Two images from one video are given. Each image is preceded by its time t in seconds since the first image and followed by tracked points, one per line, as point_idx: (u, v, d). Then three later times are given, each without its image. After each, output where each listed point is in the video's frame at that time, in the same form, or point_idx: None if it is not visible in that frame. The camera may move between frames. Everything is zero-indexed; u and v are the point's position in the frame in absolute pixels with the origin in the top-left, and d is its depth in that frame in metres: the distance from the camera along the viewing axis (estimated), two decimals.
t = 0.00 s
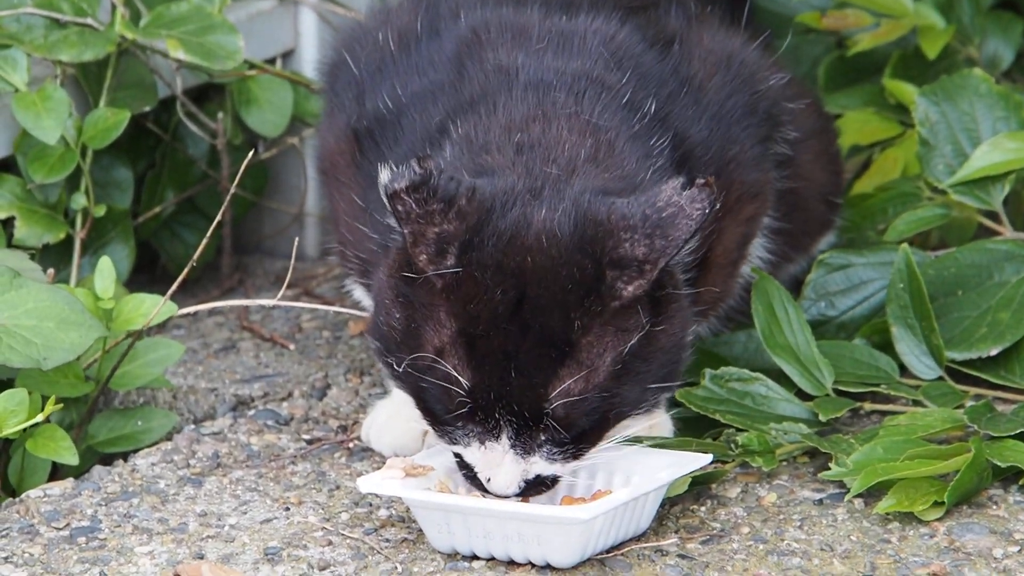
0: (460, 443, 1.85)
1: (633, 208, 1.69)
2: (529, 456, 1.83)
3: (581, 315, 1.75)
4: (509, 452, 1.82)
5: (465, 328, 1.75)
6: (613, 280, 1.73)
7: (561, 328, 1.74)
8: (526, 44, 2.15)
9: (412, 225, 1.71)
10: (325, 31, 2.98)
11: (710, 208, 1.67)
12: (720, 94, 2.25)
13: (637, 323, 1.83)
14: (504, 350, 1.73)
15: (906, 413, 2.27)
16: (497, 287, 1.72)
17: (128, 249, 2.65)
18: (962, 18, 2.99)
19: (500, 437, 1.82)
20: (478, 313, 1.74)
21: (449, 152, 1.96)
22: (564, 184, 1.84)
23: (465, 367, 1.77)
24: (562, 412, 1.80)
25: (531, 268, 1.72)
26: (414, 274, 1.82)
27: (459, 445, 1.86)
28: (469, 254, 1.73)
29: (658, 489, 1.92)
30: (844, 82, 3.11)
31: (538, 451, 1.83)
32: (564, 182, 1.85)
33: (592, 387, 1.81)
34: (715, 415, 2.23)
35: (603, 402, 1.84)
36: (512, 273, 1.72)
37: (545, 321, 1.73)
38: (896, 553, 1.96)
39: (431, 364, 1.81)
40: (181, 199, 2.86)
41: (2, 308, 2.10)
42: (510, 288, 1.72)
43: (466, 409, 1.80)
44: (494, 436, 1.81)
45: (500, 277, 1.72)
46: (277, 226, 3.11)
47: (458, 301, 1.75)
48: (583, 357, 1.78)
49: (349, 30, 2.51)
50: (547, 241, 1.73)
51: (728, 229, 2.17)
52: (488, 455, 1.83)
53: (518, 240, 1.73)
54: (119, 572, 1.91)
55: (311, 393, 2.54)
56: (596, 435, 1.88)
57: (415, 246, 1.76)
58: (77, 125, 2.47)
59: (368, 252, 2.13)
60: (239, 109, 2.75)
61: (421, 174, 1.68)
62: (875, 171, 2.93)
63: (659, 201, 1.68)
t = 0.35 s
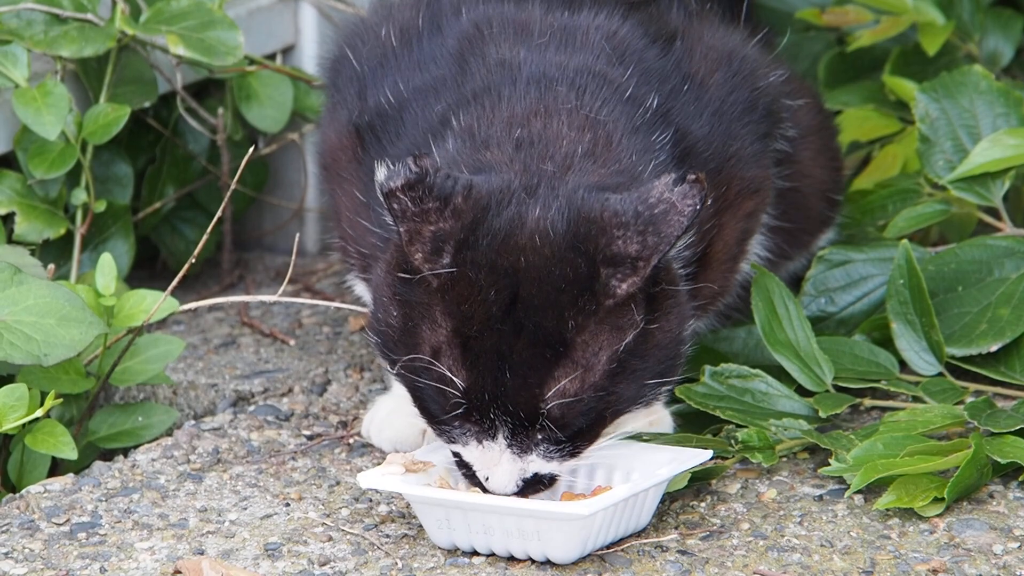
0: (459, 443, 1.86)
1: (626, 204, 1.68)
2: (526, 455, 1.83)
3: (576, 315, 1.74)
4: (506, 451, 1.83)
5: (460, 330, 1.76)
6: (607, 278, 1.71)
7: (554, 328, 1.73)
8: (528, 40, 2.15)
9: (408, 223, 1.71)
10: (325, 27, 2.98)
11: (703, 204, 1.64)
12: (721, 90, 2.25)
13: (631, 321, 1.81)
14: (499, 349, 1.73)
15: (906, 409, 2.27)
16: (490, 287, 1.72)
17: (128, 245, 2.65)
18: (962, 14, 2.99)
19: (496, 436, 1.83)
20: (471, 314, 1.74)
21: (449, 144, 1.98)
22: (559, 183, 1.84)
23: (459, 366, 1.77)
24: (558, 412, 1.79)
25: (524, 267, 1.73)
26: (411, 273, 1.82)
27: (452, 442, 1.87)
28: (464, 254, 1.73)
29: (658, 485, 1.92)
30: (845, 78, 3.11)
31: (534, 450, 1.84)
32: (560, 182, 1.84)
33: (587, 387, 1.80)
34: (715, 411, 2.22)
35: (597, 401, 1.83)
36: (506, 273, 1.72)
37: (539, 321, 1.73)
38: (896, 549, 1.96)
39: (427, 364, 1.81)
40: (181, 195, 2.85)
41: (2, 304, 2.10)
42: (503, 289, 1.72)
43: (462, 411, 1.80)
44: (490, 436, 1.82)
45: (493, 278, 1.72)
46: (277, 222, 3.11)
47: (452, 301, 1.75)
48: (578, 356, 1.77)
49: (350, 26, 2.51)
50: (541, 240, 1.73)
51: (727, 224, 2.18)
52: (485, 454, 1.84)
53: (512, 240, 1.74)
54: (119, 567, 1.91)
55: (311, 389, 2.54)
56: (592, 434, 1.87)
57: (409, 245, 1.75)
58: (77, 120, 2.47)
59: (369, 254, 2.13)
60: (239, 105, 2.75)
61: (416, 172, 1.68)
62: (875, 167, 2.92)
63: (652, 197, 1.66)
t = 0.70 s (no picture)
0: (471, 443, 1.84)
1: (636, 206, 1.71)
2: (545, 453, 1.82)
3: (595, 313, 1.74)
4: (524, 448, 1.81)
5: (475, 327, 1.74)
6: (622, 278, 1.72)
7: (575, 326, 1.73)
8: (520, 40, 2.16)
9: (418, 227, 1.70)
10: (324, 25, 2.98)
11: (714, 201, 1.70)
12: (716, 89, 2.25)
13: (645, 321, 1.83)
14: (519, 343, 1.72)
15: (906, 407, 2.27)
16: (510, 282, 1.71)
17: (128, 244, 2.65)
18: (961, 13, 2.99)
19: (515, 434, 1.81)
20: (490, 310, 1.72)
21: (441, 151, 1.98)
22: (563, 188, 1.84)
23: (477, 361, 1.75)
24: (580, 407, 1.80)
25: (543, 266, 1.71)
26: (421, 274, 1.80)
27: (464, 443, 1.85)
28: (477, 255, 1.71)
29: (658, 484, 1.93)
30: (844, 77, 3.11)
31: (552, 448, 1.83)
32: (563, 187, 1.84)
33: (606, 383, 1.82)
34: (715, 409, 2.23)
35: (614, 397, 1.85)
36: (525, 273, 1.71)
37: (559, 317, 1.72)
38: (895, 548, 1.96)
39: (443, 360, 1.79)
40: (181, 194, 2.86)
41: (2, 302, 2.11)
42: (523, 285, 1.70)
43: (481, 408, 1.78)
44: (508, 433, 1.80)
45: (512, 275, 1.71)
46: (277, 221, 3.11)
47: (469, 299, 1.73)
48: (597, 353, 1.78)
49: (348, 25, 2.52)
50: (556, 241, 1.72)
51: (723, 220, 2.16)
52: (501, 453, 1.83)
53: (527, 241, 1.72)
54: (119, 565, 1.91)
55: (311, 387, 2.55)
56: (607, 432, 1.89)
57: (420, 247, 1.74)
58: (77, 119, 2.47)
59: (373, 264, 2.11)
60: (239, 103, 2.75)
61: (428, 175, 1.68)
62: (875, 166, 2.92)
63: (662, 198, 1.70)
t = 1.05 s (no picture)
0: (482, 451, 1.84)
1: (631, 201, 1.71)
2: (552, 455, 1.82)
3: (595, 315, 1.75)
4: (532, 454, 1.81)
5: (477, 337, 1.74)
6: (619, 275, 1.73)
7: (576, 328, 1.74)
8: (514, 41, 2.16)
9: (415, 238, 1.70)
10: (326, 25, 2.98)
11: (707, 193, 1.71)
12: (713, 87, 2.25)
13: (645, 315, 1.83)
14: (522, 353, 1.73)
15: (906, 406, 2.28)
16: (509, 291, 1.71)
17: (129, 243, 2.65)
18: (962, 13, 3.00)
19: (523, 441, 1.81)
20: (492, 320, 1.72)
21: (434, 152, 1.98)
22: (556, 182, 1.83)
23: (481, 371, 1.76)
24: (586, 410, 1.80)
25: (541, 270, 1.71)
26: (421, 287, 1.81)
27: (475, 452, 1.85)
28: (475, 262, 1.71)
29: (658, 483, 1.93)
30: (845, 77, 3.11)
31: (559, 450, 1.83)
32: (557, 181, 1.83)
33: (611, 384, 1.82)
34: (716, 408, 2.23)
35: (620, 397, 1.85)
36: (523, 277, 1.71)
37: (561, 323, 1.73)
38: (896, 547, 1.97)
39: (446, 374, 1.80)
40: (182, 193, 2.86)
41: (4, 301, 2.11)
42: (523, 292, 1.71)
43: (489, 417, 1.79)
44: (515, 438, 1.80)
45: (511, 281, 1.70)
46: (278, 220, 3.11)
47: (469, 310, 1.74)
48: (599, 355, 1.78)
49: (345, 23, 2.51)
50: (552, 242, 1.72)
51: (722, 220, 2.17)
52: (512, 460, 1.83)
53: (523, 242, 1.72)
54: (120, 564, 1.91)
55: (312, 386, 2.55)
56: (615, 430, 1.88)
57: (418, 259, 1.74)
58: (78, 118, 2.47)
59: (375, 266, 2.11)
60: (240, 102, 2.75)
61: (422, 187, 1.66)
62: (876, 166, 2.92)
63: (656, 191, 1.70)
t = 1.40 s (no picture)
0: (491, 448, 1.82)
1: (647, 220, 1.74)
2: (565, 455, 1.83)
3: (614, 322, 1.76)
4: (546, 453, 1.81)
5: (496, 337, 1.72)
6: (635, 290, 1.75)
7: (596, 331, 1.74)
8: (511, 44, 2.16)
9: (436, 243, 1.69)
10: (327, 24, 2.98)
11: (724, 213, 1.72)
12: (709, 86, 2.25)
13: (660, 331, 1.84)
14: (543, 352, 1.72)
15: (907, 406, 2.28)
16: (531, 292, 1.71)
17: (131, 241, 2.65)
18: (963, 13, 3.00)
19: (538, 440, 1.81)
20: (513, 319, 1.71)
21: (437, 162, 1.98)
22: (569, 199, 1.85)
23: (501, 367, 1.73)
24: (603, 410, 1.83)
25: (563, 275, 1.72)
26: (436, 285, 1.78)
27: (488, 448, 1.83)
28: (495, 264, 1.71)
29: (659, 481, 1.93)
30: (846, 77, 3.11)
31: (572, 451, 1.84)
32: (568, 199, 1.85)
33: (625, 388, 1.84)
34: (717, 407, 2.23)
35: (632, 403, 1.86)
36: (546, 279, 1.71)
37: (582, 326, 1.73)
38: (897, 546, 1.97)
39: (460, 375, 1.77)
40: (183, 192, 2.86)
41: (6, 299, 2.11)
42: (545, 293, 1.71)
43: (505, 416, 1.77)
44: (530, 437, 1.80)
45: (534, 284, 1.71)
46: (280, 219, 3.11)
47: (488, 310, 1.72)
48: (614, 360, 1.79)
49: (342, 21, 2.51)
50: (572, 252, 1.73)
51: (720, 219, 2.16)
52: (523, 460, 1.82)
53: (544, 249, 1.73)
54: (122, 562, 1.91)
55: (313, 385, 2.55)
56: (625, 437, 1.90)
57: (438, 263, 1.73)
58: (80, 117, 2.47)
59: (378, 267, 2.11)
60: (242, 101, 2.75)
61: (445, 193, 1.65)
62: (877, 167, 2.92)
63: (671, 212, 1.73)
